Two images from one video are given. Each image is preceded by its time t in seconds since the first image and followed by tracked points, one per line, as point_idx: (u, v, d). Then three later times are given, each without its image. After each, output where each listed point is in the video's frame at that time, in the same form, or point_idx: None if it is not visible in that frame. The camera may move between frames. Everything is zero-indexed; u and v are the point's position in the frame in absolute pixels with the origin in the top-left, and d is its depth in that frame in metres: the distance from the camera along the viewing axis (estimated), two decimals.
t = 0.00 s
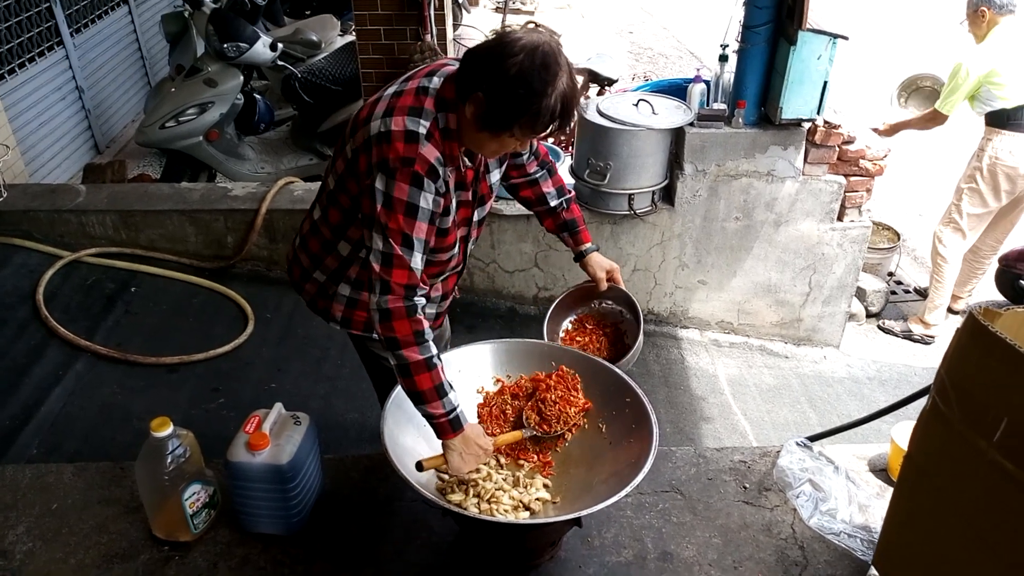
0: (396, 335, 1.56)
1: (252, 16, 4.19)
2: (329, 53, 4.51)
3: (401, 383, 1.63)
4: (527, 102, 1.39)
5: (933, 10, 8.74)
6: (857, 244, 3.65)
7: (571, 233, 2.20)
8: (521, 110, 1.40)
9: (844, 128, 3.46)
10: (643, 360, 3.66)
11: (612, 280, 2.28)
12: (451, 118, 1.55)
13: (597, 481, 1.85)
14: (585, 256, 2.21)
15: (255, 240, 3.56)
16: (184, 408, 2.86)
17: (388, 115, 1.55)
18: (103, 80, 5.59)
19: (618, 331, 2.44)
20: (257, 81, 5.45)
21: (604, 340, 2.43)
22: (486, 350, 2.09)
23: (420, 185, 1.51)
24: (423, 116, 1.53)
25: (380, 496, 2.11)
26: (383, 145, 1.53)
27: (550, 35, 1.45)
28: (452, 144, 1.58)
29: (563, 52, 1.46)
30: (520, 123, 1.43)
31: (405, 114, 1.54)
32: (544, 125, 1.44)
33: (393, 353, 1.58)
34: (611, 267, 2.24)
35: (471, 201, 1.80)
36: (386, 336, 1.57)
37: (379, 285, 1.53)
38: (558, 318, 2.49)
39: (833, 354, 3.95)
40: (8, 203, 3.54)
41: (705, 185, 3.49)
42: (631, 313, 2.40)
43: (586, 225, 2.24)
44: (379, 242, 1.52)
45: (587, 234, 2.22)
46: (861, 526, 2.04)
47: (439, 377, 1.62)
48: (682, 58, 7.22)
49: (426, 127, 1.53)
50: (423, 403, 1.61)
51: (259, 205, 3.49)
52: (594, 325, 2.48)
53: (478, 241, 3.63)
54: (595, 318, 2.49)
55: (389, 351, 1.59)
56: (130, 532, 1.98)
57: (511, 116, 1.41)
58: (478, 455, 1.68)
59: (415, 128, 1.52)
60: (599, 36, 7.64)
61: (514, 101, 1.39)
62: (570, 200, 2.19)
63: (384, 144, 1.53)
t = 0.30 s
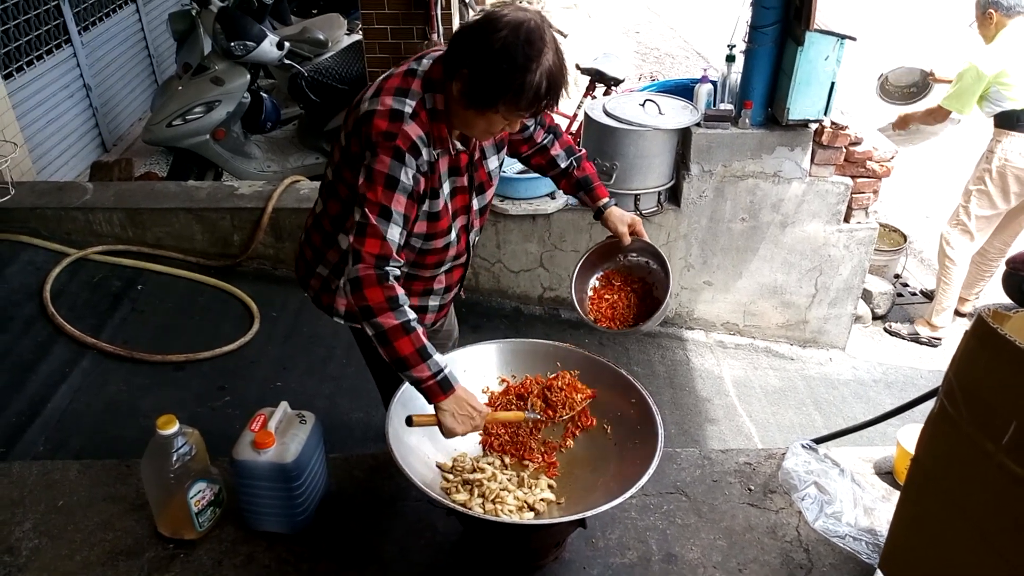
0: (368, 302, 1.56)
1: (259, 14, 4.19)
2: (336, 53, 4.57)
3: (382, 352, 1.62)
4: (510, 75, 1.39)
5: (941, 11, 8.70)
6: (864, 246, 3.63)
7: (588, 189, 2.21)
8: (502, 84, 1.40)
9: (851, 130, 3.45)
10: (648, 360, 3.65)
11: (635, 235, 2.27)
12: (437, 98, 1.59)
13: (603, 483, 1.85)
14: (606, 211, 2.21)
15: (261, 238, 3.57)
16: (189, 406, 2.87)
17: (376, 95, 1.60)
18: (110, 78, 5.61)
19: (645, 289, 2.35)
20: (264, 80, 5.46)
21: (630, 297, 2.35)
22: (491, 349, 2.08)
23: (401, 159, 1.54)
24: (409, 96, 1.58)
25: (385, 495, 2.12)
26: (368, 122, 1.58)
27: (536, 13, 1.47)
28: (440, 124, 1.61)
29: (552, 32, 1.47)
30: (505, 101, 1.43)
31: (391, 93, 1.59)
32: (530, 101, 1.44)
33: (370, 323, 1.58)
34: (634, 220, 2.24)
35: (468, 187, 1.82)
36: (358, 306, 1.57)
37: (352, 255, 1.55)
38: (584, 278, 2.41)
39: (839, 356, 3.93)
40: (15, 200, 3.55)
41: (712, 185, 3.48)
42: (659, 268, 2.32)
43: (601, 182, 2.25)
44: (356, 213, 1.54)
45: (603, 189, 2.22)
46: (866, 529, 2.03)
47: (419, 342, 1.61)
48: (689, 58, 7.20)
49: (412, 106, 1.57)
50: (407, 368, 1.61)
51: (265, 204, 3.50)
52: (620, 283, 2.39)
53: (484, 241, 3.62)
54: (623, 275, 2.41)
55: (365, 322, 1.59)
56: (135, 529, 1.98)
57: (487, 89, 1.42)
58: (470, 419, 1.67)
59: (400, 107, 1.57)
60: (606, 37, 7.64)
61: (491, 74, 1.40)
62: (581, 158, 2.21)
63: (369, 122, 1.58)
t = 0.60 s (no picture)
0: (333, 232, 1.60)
1: (263, 9, 4.18)
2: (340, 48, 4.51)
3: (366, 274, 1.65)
4: (497, 27, 1.43)
5: (945, 9, 8.68)
6: (867, 245, 3.62)
7: (579, 183, 2.14)
8: (484, 36, 1.44)
9: (856, 128, 3.44)
10: (650, 358, 3.65)
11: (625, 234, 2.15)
12: (426, 58, 1.67)
13: (603, 480, 1.85)
14: (594, 207, 2.10)
15: (263, 234, 3.57)
16: (191, 400, 2.87)
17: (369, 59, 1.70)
18: (113, 72, 5.61)
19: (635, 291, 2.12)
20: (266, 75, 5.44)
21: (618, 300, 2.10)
22: (492, 346, 2.08)
23: (384, 109, 1.60)
24: (397, 56, 1.66)
25: (385, 491, 2.12)
26: (358, 78, 1.67)
27: None
28: (429, 84, 1.67)
29: None
30: (493, 55, 1.47)
31: (381, 54, 1.68)
32: (518, 56, 1.47)
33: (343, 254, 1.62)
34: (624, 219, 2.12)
35: (465, 160, 1.85)
36: (325, 239, 1.61)
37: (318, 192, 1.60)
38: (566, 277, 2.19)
39: (841, 355, 3.93)
40: (18, 194, 3.56)
41: (715, 183, 3.47)
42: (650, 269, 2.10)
43: (594, 178, 2.17)
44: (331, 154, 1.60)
45: (593, 185, 2.14)
46: (867, 528, 2.03)
47: (398, 250, 1.64)
48: (692, 55, 7.18)
49: (400, 64, 1.65)
50: (396, 275, 1.65)
51: (268, 199, 3.50)
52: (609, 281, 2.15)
53: (486, 236, 3.62)
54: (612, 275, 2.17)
55: (338, 252, 1.63)
56: (136, 523, 1.99)
57: (466, 34, 1.46)
58: (482, 295, 1.67)
59: (388, 64, 1.64)
60: (609, 34, 7.63)
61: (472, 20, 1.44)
62: (578, 151, 2.18)
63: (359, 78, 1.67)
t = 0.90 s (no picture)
0: (320, 225, 1.65)
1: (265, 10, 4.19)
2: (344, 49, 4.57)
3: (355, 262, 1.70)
4: (497, 21, 1.42)
5: (949, 12, 8.68)
6: (870, 249, 3.62)
7: (567, 204, 2.09)
8: (483, 30, 1.44)
9: (859, 131, 3.44)
10: (653, 361, 3.65)
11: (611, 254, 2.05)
12: (429, 52, 1.66)
13: (607, 484, 1.85)
14: (580, 227, 2.04)
15: (267, 235, 3.57)
16: (193, 401, 2.87)
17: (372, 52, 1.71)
18: (117, 72, 5.61)
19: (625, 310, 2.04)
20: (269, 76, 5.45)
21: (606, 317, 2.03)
22: (494, 349, 2.08)
23: (378, 104, 1.62)
24: (399, 48, 1.66)
25: (388, 493, 2.11)
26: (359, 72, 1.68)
27: None
28: (431, 77, 1.67)
29: None
30: (492, 49, 1.46)
31: (384, 48, 1.68)
32: (515, 52, 1.46)
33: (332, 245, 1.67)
34: (610, 239, 2.04)
35: (466, 155, 1.85)
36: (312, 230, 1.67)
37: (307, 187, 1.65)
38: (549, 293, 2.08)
39: (844, 359, 3.93)
40: (22, 193, 3.56)
41: (718, 186, 3.47)
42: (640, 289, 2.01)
43: (583, 201, 2.13)
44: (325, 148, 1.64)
45: (582, 207, 2.09)
46: (871, 533, 2.03)
47: (382, 240, 1.67)
48: (696, 58, 7.18)
49: (401, 57, 1.65)
50: (381, 263, 1.69)
51: (271, 200, 3.50)
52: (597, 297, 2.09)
53: (489, 239, 3.62)
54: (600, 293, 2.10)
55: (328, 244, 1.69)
56: (139, 524, 1.98)
57: (463, 28, 1.47)
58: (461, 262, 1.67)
59: (389, 56, 1.65)
60: (613, 36, 7.63)
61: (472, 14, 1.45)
62: (568, 172, 2.15)
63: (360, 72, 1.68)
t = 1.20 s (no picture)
0: (336, 249, 1.72)
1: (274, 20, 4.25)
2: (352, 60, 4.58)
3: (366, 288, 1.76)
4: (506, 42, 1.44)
5: (955, 24, 8.69)
6: (878, 259, 3.61)
7: (577, 221, 2.12)
8: (490, 48, 1.46)
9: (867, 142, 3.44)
10: (660, 371, 3.64)
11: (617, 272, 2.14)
12: (443, 69, 1.67)
13: (615, 495, 1.84)
14: (589, 245, 2.09)
15: (275, 244, 3.59)
16: (201, 410, 2.88)
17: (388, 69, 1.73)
18: (127, 82, 5.66)
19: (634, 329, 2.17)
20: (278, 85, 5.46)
21: (614, 334, 2.16)
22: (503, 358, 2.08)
23: (391, 124, 1.64)
24: (414, 66, 1.67)
25: (396, 503, 2.12)
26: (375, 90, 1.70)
27: None
28: (445, 93, 1.67)
29: (558, 12, 1.50)
30: (500, 69, 1.47)
31: (399, 65, 1.70)
32: (523, 73, 1.47)
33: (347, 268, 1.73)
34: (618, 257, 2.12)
35: (481, 170, 1.85)
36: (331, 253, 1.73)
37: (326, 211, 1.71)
38: (562, 308, 2.25)
39: (852, 369, 3.91)
40: (33, 203, 3.59)
41: (726, 196, 3.48)
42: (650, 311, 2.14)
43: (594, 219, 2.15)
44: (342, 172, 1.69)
45: (592, 225, 2.12)
46: (880, 545, 2.02)
47: (392, 271, 1.73)
48: (702, 69, 7.20)
49: (415, 76, 1.66)
50: (386, 295, 1.74)
51: (280, 210, 3.52)
52: (608, 314, 2.23)
53: (496, 248, 3.63)
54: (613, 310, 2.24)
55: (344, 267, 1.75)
56: (148, 533, 1.99)
57: (472, 49, 1.48)
58: (456, 330, 1.71)
59: (403, 75, 1.67)
60: (619, 47, 7.66)
61: (484, 36, 1.46)
62: (580, 190, 2.17)
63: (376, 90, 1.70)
